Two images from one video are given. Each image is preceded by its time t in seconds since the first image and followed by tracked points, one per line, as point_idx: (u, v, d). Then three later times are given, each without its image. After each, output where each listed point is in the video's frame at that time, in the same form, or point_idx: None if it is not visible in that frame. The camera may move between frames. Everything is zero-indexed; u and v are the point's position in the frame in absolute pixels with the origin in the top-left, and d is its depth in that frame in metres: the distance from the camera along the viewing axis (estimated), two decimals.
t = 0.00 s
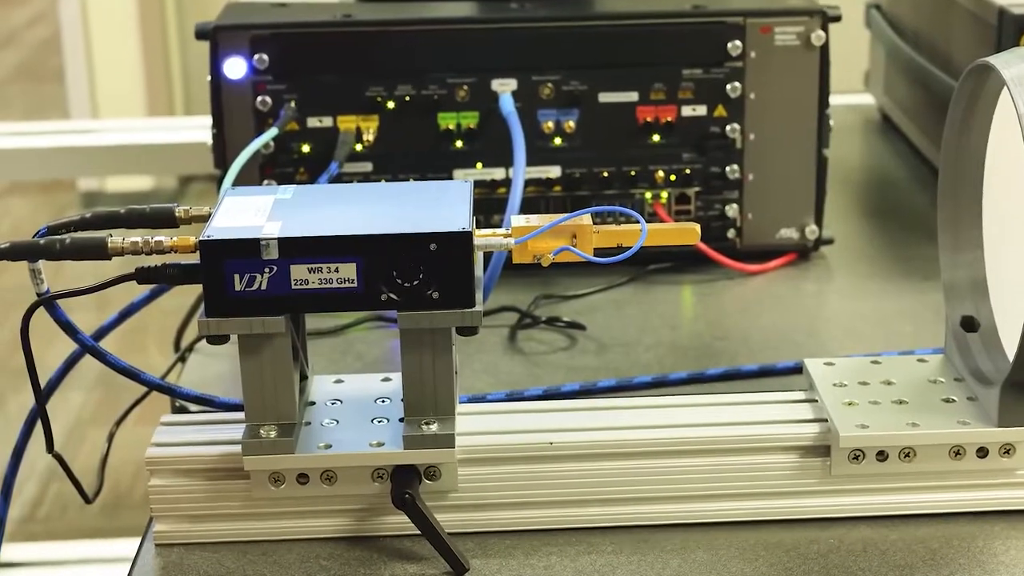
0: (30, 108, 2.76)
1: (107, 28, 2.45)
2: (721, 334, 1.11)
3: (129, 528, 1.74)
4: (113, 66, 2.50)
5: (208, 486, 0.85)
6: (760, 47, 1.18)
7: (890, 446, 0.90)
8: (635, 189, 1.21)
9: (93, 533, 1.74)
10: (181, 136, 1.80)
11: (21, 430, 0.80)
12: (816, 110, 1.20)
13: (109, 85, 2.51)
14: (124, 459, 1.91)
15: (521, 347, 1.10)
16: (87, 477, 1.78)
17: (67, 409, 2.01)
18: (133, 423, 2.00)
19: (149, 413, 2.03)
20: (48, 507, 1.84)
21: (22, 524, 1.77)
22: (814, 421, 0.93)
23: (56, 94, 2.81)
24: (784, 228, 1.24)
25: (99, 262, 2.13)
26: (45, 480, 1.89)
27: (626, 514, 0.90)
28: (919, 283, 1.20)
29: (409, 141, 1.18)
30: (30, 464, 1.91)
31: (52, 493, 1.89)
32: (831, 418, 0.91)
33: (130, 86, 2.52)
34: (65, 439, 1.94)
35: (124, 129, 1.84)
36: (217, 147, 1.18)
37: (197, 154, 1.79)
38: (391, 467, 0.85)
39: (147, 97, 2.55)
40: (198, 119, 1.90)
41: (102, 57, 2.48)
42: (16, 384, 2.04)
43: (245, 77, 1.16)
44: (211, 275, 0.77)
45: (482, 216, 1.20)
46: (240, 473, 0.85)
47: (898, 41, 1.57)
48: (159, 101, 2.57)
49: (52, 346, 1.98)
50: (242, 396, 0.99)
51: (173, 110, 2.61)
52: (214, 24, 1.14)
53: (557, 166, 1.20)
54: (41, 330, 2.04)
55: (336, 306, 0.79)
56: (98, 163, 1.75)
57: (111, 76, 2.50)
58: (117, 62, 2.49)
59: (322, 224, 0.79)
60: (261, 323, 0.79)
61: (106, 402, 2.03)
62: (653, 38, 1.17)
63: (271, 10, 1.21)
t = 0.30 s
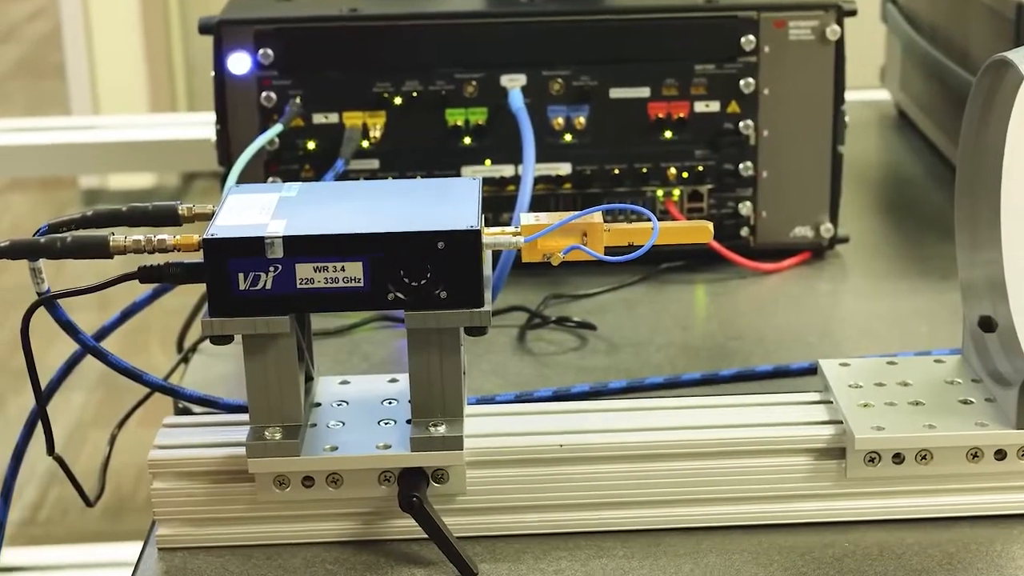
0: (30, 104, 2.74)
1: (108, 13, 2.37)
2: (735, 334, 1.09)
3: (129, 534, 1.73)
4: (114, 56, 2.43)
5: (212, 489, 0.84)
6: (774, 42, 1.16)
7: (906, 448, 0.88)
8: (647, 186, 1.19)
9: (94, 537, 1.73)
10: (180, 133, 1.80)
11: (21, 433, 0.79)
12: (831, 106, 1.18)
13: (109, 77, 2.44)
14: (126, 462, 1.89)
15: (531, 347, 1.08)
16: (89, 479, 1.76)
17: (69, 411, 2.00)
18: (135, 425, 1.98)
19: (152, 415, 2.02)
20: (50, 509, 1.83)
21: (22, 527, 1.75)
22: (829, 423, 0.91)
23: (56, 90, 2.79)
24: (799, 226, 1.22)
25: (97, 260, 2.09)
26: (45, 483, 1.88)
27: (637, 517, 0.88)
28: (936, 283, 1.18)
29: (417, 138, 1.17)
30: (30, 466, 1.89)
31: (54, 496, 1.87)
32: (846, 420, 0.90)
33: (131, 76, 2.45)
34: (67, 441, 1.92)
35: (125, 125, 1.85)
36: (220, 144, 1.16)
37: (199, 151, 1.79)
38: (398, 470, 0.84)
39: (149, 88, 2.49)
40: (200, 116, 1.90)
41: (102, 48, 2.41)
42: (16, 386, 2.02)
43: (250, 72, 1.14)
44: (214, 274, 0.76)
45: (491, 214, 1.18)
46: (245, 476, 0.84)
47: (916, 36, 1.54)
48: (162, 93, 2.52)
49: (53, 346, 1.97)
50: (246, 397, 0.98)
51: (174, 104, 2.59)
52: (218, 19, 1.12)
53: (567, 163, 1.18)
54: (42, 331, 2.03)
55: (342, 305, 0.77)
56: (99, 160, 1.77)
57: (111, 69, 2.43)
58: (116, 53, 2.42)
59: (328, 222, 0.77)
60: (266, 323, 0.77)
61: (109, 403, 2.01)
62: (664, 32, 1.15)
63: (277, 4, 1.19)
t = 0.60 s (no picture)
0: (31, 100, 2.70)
1: (108, 9, 2.38)
2: (748, 334, 1.07)
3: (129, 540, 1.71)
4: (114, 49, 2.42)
5: (216, 492, 0.82)
6: (789, 37, 1.14)
7: (923, 450, 0.86)
8: (659, 183, 1.18)
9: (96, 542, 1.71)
10: (182, 131, 1.80)
11: (22, 435, 0.78)
12: (847, 101, 1.16)
13: (111, 71, 2.43)
14: (127, 466, 1.88)
15: (541, 348, 1.06)
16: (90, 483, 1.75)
17: (70, 412, 1.98)
18: (136, 427, 1.96)
19: (153, 417, 2.00)
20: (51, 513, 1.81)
21: (23, 531, 1.74)
22: (845, 425, 0.89)
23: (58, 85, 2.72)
24: (814, 224, 1.20)
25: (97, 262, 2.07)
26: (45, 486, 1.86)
27: (649, 521, 0.86)
28: (953, 282, 1.16)
29: (424, 134, 1.15)
30: (32, 468, 1.88)
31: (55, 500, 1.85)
32: (862, 421, 0.88)
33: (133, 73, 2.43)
34: (68, 444, 1.91)
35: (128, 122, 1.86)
36: (225, 140, 1.14)
37: (202, 148, 1.79)
38: (405, 472, 0.82)
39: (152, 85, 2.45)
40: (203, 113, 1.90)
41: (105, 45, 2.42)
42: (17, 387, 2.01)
43: (254, 67, 1.12)
44: (218, 273, 0.74)
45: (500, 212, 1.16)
46: (249, 479, 0.82)
47: (933, 31, 1.52)
48: (163, 92, 2.47)
49: (53, 346, 1.94)
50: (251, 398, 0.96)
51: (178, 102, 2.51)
52: (222, 13, 1.11)
53: (578, 160, 1.17)
54: (41, 331, 2.00)
55: (349, 305, 0.76)
56: (99, 157, 1.76)
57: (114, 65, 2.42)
58: (120, 49, 2.41)
59: (334, 219, 0.76)
60: (271, 323, 0.76)
61: (110, 404, 1.99)
62: (677, 27, 1.13)
63: None
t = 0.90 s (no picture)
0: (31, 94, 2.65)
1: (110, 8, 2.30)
2: (763, 334, 1.05)
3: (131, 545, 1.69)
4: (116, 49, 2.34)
5: (220, 495, 0.81)
6: (805, 31, 1.12)
7: (942, 452, 0.84)
8: (672, 180, 1.16)
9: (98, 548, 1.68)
10: (182, 126, 1.80)
11: (23, 438, 0.76)
12: (863, 96, 1.14)
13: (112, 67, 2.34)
14: (129, 469, 1.85)
15: (551, 348, 1.05)
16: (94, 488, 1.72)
17: (71, 413, 1.95)
18: (138, 430, 1.93)
19: (155, 420, 1.97)
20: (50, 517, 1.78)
21: (22, 535, 1.72)
22: (862, 427, 0.87)
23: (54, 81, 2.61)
24: (830, 222, 1.18)
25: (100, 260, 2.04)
26: (45, 490, 1.84)
27: (662, 525, 0.84)
28: (971, 281, 1.14)
29: (433, 130, 1.13)
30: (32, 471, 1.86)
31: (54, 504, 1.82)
32: (878, 423, 0.86)
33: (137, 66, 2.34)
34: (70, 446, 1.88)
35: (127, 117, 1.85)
36: (229, 137, 1.13)
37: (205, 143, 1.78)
38: (413, 475, 0.80)
39: (154, 81, 2.37)
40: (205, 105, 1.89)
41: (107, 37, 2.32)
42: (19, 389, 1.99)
43: (259, 62, 1.11)
44: (223, 272, 0.73)
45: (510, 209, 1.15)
46: (253, 482, 0.81)
47: (952, 25, 1.50)
48: (167, 89, 2.41)
49: (56, 346, 1.90)
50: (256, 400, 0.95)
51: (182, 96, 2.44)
52: (226, 6, 1.10)
53: (589, 157, 1.15)
54: (41, 331, 1.96)
55: (356, 305, 0.74)
56: (95, 155, 1.76)
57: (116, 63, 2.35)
58: (122, 43, 2.32)
59: (340, 217, 0.74)
60: (276, 323, 0.74)
61: (112, 406, 1.96)
62: (690, 20, 1.11)
63: None
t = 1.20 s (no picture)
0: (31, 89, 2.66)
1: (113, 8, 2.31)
2: (778, 334, 1.03)
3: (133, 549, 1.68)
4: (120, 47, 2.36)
5: (225, 498, 0.79)
6: (821, 25, 1.10)
7: (961, 455, 0.82)
8: (685, 177, 1.14)
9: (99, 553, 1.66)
10: (183, 123, 1.82)
11: (23, 440, 0.75)
12: (880, 92, 1.12)
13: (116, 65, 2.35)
14: (131, 472, 1.84)
15: (562, 349, 1.03)
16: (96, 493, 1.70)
17: (72, 415, 1.93)
18: (140, 433, 1.91)
19: (158, 422, 1.95)
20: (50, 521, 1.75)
21: (23, 540, 1.70)
22: (879, 429, 0.85)
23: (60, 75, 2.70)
24: (846, 220, 1.16)
25: (103, 259, 2.02)
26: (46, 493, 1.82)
27: (674, 529, 0.83)
28: (990, 280, 1.12)
29: (441, 126, 1.12)
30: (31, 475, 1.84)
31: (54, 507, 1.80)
32: (896, 425, 0.84)
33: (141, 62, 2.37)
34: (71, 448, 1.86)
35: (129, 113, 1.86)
36: (234, 134, 1.11)
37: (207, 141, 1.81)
38: (422, 478, 0.78)
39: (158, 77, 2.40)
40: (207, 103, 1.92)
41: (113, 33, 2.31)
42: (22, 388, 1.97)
43: (264, 57, 1.09)
44: (227, 271, 0.71)
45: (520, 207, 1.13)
46: (259, 485, 0.79)
47: (971, 19, 1.47)
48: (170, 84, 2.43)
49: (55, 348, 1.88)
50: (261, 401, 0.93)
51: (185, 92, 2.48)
52: None
53: (601, 153, 1.13)
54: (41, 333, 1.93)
55: (364, 304, 0.72)
56: (96, 152, 1.77)
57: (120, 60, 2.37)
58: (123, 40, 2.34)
59: (347, 215, 0.72)
60: (281, 322, 0.72)
61: (113, 408, 1.94)
62: (703, 14, 1.09)
63: None
